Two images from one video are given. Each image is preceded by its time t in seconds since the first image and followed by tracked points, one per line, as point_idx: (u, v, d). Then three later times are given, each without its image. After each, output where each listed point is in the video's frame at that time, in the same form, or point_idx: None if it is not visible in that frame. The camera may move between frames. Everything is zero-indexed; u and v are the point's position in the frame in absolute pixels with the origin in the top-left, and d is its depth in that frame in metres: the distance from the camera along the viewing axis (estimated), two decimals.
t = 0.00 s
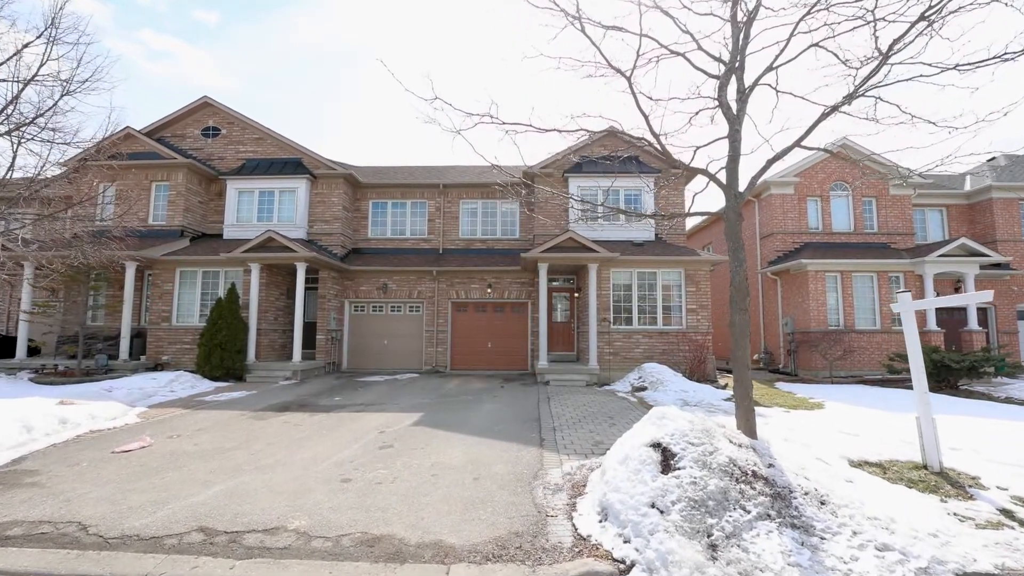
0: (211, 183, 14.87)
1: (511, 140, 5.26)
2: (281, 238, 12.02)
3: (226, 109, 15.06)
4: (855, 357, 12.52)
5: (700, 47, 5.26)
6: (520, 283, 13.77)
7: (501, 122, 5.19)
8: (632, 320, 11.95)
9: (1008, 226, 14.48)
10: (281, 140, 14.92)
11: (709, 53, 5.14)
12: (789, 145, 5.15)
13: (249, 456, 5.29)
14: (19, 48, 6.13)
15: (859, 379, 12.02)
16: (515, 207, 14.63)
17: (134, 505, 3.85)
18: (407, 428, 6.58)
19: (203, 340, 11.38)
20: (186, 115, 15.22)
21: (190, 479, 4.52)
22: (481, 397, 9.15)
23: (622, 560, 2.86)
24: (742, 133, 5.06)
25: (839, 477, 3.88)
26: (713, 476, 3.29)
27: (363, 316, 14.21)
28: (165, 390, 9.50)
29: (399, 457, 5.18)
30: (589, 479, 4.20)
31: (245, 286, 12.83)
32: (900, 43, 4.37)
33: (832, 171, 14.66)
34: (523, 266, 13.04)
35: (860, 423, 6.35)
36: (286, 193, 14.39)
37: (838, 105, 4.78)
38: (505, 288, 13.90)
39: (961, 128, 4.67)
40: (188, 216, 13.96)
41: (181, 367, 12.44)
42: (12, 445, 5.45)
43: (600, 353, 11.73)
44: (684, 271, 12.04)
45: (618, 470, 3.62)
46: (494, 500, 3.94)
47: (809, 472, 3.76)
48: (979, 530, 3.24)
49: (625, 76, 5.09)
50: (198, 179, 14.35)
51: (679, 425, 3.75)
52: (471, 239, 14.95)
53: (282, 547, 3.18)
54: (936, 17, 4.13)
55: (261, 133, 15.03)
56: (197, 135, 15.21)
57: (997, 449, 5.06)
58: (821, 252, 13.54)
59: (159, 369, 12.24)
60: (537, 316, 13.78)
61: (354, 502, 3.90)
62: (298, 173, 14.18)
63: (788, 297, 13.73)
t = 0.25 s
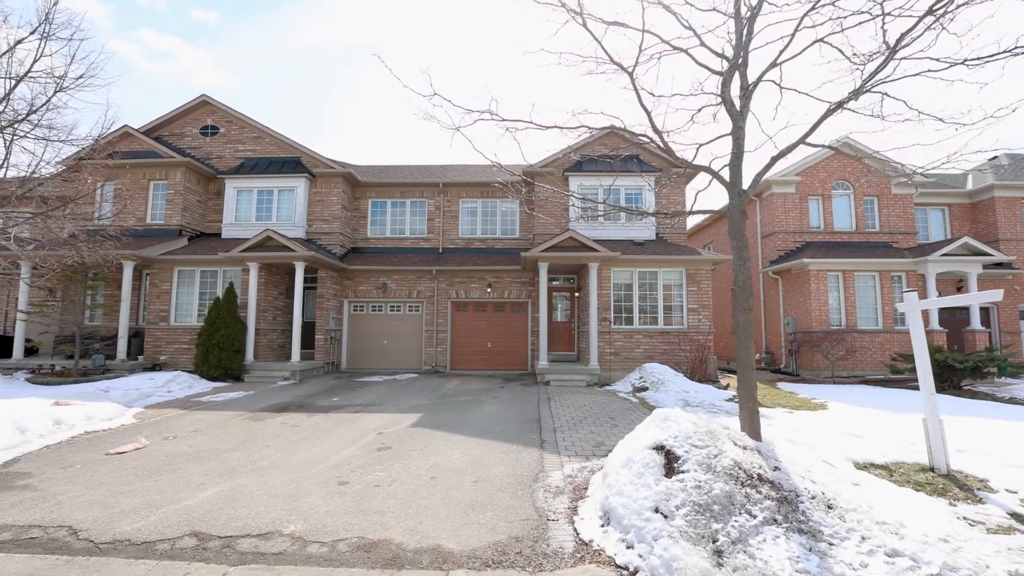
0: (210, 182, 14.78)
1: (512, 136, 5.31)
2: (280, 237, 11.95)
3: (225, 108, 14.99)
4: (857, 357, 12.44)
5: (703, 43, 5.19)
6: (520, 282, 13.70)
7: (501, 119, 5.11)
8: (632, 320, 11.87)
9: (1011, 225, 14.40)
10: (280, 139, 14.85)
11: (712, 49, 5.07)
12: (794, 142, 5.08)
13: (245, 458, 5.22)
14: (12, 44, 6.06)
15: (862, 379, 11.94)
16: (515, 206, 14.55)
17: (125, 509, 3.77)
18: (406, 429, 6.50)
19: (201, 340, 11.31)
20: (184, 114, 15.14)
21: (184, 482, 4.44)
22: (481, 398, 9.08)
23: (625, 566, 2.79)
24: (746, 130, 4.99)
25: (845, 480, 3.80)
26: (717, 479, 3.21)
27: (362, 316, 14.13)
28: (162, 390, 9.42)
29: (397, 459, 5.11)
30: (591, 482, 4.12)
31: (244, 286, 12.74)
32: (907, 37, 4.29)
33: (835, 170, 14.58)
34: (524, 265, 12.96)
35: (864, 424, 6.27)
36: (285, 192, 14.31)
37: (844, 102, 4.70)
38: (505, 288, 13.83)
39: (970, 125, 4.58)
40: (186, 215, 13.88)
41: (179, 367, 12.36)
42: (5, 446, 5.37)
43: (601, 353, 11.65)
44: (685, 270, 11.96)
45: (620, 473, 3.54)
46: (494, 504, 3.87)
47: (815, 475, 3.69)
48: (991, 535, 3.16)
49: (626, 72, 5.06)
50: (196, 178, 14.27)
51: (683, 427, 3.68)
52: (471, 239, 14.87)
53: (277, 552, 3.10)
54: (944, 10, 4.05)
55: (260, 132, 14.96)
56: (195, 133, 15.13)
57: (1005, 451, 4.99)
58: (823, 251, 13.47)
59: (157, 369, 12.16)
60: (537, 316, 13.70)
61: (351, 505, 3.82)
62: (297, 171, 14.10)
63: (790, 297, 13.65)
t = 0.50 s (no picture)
0: (208, 182, 14.70)
1: (511, 133, 5.20)
2: (278, 237, 11.87)
3: (223, 107, 14.91)
4: (859, 357, 12.37)
5: (706, 39, 5.11)
6: (520, 282, 13.65)
7: (501, 116, 5.03)
8: (633, 319, 11.80)
9: (1013, 224, 14.34)
10: (279, 138, 14.78)
11: (715, 45, 4.99)
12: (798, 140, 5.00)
13: (241, 460, 5.14)
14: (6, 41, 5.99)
15: (864, 379, 11.87)
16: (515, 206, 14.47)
17: (117, 512, 3.69)
18: (404, 431, 6.42)
19: (199, 340, 11.23)
20: (183, 114, 15.06)
21: (178, 485, 4.36)
22: (481, 398, 9.01)
23: (628, 573, 2.72)
24: (749, 127, 4.91)
25: (852, 483, 3.73)
26: (722, 483, 3.13)
27: (362, 316, 14.06)
28: (160, 391, 9.34)
29: (395, 461, 5.03)
30: (592, 485, 4.05)
31: (242, 285, 12.66)
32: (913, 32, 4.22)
33: (836, 169, 14.51)
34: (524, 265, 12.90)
35: (868, 425, 6.20)
36: (284, 191, 14.24)
37: (849, 97, 4.62)
38: (505, 287, 13.76)
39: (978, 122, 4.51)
40: (184, 214, 13.80)
41: (177, 368, 12.28)
42: None
43: (602, 354, 11.58)
44: (686, 270, 11.89)
45: (622, 477, 3.47)
46: (493, 507, 3.79)
47: (821, 477, 3.61)
48: (1002, 540, 3.08)
49: (628, 68, 4.97)
50: (195, 177, 14.19)
51: (686, 429, 3.61)
52: (470, 238, 14.80)
53: (271, 558, 3.03)
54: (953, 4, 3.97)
55: (259, 131, 14.88)
56: (194, 133, 15.06)
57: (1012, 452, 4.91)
58: (825, 251, 13.40)
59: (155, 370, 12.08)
60: (537, 316, 13.63)
61: (348, 509, 3.75)
62: (296, 171, 14.04)
63: (791, 296, 13.58)
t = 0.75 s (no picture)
0: (206, 181, 14.62)
1: (511, 130, 5.13)
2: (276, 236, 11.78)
3: (222, 106, 14.84)
4: (861, 357, 12.29)
5: (708, 35, 5.04)
6: (520, 282, 13.59)
7: (500, 112, 4.96)
8: (634, 319, 11.72)
9: (1016, 224, 14.27)
10: (278, 137, 14.70)
11: (718, 41, 4.92)
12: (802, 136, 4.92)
13: (237, 461, 5.07)
14: None
15: (866, 379, 11.79)
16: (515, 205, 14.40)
17: (109, 515, 3.62)
18: (403, 432, 6.34)
19: (196, 340, 11.15)
20: (181, 113, 14.99)
21: (172, 487, 4.28)
22: (480, 399, 8.94)
23: None
24: (752, 123, 4.83)
25: (859, 486, 3.65)
26: (727, 486, 3.06)
27: (361, 316, 13.99)
28: (157, 391, 9.26)
29: (393, 462, 4.96)
30: (593, 488, 3.97)
31: (240, 285, 12.57)
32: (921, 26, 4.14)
33: (838, 169, 14.45)
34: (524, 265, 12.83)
35: (872, 426, 6.12)
36: (283, 190, 14.16)
37: (855, 93, 4.55)
38: (504, 287, 13.69)
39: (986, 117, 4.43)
40: (182, 214, 13.72)
41: (175, 368, 12.21)
42: None
43: (602, 354, 11.50)
44: (687, 270, 11.82)
45: (624, 479, 3.40)
46: (493, 510, 3.72)
47: (827, 480, 3.54)
48: (1015, 546, 3.00)
49: (630, 63, 4.90)
50: (193, 176, 14.11)
51: (689, 430, 3.54)
52: (470, 238, 14.72)
53: (264, 563, 2.96)
54: None
55: (257, 130, 14.81)
56: (192, 132, 14.98)
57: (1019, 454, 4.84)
58: (827, 250, 13.33)
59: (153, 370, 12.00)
60: (537, 316, 13.56)
61: (344, 512, 3.68)
62: (294, 170, 13.97)
63: (792, 296, 13.49)
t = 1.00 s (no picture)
0: (205, 180, 14.54)
1: (510, 126, 5.06)
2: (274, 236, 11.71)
3: (220, 104, 14.77)
4: (863, 357, 12.21)
5: (711, 30, 4.97)
6: (520, 281, 13.53)
7: (500, 108, 4.88)
8: (634, 319, 11.65)
9: (1018, 223, 14.21)
10: (276, 136, 14.64)
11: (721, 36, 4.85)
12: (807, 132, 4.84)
13: (233, 462, 4.99)
14: None
15: (868, 380, 11.72)
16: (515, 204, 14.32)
17: (100, 519, 3.55)
18: (401, 433, 6.27)
19: (194, 340, 11.08)
20: (179, 111, 14.91)
21: (165, 489, 4.20)
22: (480, 399, 8.86)
23: None
24: (756, 119, 4.76)
25: (865, 488, 3.58)
26: (731, 489, 2.99)
27: (360, 315, 13.92)
28: (153, 391, 9.18)
29: (391, 464, 4.89)
30: (594, 490, 3.90)
31: (238, 284, 12.49)
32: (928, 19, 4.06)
33: (839, 168, 14.37)
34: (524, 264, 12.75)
35: (875, 426, 6.04)
36: (282, 189, 14.08)
37: (860, 88, 4.48)
38: (504, 287, 13.61)
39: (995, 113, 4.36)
40: (180, 213, 13.64)
41: (173, 368, 12.13)
42: None
43: (602, 354, 11.43)
44: (688, 269, 11.74)
45: (626, 482, 3.32)
46: (492, 513, 3.65)
47: (833, 483, 3.46)
48: None
49: (632, 58, 4.81)
50: (191, 175, 14.04)
51: (693, 431, 3.47)
52: (470, 237, 14.64)
53: (258, 567, 2.88)
54: None
55: (256, 129, 14.74)
56: (190, 130, 14.90)
57: None
58: (828, 249, 13.26)
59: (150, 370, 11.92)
60: (537, 316, 13.48)
61: (340, 515, 3.60)
62: (293, 169, 13.90)
63: (794, 295, 13.41)
